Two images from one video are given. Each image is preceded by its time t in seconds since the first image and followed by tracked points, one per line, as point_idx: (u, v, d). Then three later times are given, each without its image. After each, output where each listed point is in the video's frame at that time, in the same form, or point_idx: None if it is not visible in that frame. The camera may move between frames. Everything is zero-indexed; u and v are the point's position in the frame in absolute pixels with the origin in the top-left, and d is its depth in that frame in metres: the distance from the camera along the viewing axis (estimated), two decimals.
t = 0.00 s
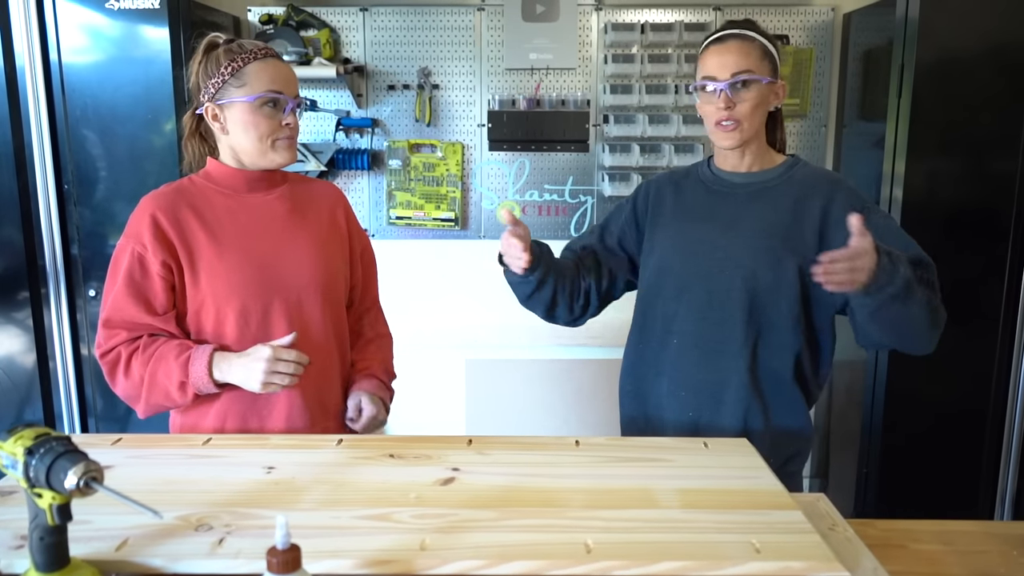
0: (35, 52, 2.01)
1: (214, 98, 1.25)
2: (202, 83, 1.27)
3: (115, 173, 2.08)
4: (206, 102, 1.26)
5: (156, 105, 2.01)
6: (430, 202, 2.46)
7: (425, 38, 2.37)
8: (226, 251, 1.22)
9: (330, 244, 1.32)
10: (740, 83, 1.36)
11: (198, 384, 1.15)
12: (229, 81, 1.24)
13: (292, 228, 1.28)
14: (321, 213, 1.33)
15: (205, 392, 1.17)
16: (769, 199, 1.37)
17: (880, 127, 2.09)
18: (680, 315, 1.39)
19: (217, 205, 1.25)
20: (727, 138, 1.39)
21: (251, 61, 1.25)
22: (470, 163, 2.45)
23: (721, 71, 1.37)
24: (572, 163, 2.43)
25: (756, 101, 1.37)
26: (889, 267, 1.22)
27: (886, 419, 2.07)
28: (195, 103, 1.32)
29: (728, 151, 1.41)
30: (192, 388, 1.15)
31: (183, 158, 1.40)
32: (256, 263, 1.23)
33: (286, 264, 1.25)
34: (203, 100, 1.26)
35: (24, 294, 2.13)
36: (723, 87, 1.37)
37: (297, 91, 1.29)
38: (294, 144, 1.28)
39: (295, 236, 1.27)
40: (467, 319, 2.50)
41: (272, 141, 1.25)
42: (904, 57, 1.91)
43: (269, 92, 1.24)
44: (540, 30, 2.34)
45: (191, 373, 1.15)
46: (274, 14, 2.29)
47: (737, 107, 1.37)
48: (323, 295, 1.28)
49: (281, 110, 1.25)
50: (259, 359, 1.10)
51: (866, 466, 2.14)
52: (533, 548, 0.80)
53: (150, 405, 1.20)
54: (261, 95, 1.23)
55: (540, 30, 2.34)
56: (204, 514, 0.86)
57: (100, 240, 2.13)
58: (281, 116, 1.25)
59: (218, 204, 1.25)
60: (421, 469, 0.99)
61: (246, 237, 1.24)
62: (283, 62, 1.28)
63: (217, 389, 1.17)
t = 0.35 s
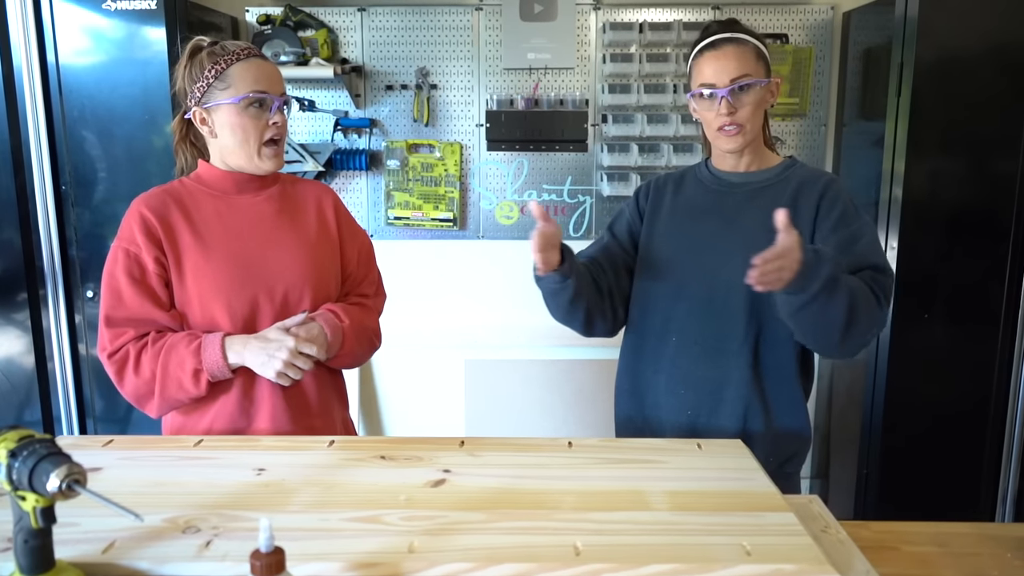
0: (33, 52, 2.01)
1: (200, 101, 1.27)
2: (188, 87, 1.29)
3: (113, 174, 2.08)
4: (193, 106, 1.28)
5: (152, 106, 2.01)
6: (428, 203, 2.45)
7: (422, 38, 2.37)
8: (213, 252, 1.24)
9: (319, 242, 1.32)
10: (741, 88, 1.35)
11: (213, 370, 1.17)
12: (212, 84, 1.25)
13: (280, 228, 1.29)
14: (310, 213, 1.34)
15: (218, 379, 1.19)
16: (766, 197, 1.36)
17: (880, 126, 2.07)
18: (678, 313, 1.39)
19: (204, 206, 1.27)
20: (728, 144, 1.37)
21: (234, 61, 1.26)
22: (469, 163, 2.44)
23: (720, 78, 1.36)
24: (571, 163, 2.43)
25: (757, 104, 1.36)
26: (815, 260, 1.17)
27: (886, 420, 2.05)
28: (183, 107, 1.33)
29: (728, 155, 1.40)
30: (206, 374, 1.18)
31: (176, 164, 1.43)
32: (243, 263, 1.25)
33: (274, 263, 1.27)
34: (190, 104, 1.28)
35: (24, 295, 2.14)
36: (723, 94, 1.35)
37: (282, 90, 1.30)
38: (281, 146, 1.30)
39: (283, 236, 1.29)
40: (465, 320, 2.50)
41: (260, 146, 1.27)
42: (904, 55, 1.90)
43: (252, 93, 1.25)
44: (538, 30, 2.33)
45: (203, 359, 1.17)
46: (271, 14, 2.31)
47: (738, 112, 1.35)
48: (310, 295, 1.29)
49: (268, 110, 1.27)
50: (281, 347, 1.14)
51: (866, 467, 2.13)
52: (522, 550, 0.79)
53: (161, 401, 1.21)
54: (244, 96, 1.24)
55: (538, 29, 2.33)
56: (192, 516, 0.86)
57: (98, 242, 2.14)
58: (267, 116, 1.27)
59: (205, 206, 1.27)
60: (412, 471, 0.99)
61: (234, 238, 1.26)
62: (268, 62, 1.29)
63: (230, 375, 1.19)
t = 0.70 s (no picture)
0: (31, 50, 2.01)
1: (196, 100, 1.29)
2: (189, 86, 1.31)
3: (112, 172, 2.08)
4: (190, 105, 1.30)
5: (150, 105, 2.01)
6: (427, 202, 2.44)
7: (421, 36, 2.36)
8: (206, 254, 1.25)
9: (316, 244, 1.32)
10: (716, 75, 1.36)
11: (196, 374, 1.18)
12: (205, 85, 1.26)
13: (276, 230, 1.29)
14: (308, 214, 1.33)
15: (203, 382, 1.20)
16: (763, 201, 1.35)
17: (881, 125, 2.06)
18: (673, 318, 1.38)
19: (201, 206, 1.28)
20: (711, 133, 1.38)
21: (224, 63, 1.25)
22: (468, 162, 2.44)
23: (693, 69, 1.38)
24: (570, 162, 2.42)
25: (735, 90, 1.36)
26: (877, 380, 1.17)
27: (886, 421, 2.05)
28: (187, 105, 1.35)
29: (717, 147, 1.40)
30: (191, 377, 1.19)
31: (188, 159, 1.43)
32: (236, 266, 1.25)
33: (266, 265, 1.27)
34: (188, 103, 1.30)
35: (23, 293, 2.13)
36: (697, 82, 1.37)
37: (275, 91, 1.27)
38: (272, 147, 1.28)
39: (279, 238, 1.28)
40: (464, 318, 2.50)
41: (244, 146, 1.26)
42: (904, 53, 1.89)
43: (239, 96, 1.24)
44: (538, 28, 2.33)
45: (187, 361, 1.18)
46: (270, 13, 2.30)
47: (717, 99, 1.36)
48: (304, 298, 1.29)
49: (253, 113, 1.25)
50: (258, 350, 1.16)
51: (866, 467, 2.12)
52: (513, 552, 0.79)
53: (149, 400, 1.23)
54: (230, 99, 1.23)
55: (537, 28, 2.33)
56: (183, 516, 0.85)
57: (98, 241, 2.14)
58: (251, 119, 1.25)
59: (201, 206, 1.28)
60: (405, 471, 0.98)
61: (228, 239, 1.26)
62: (262, 63, 1.27)
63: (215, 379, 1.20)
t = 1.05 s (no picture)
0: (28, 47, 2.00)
1: (196, 98, 1.29)
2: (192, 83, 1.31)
3: (111, 171, 2.07)
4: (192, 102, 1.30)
5: (148, 103, 2.00)
6: (426, 200, 2.44)
7: (420, 35, 2.36)
8: (199, 254, 1.26)
9: (312, 245, 1.32)
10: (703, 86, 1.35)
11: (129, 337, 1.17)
12: (205, 83, 1.26)
13: (274, 231, 1.29)
14: (307, 214, 1.33)
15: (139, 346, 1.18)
16: (758, 201, 1.35)
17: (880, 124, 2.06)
18: (668, 318, 1.38)
19: (200, 206, 1.29)
20: (705, 140, 1.38)
21: (222, 61, 1.24)
22: (467, 160, 2.44)
23: (680, 79, 1.37)
24: (569, 161, 2.42)
25: (724, 97, 1.35)
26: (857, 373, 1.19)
27: (884, 421, 2.04)
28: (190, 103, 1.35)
29: (713, 152, 1.40)
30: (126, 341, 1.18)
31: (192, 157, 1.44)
32: (229, 266, 1.26)
33: (261, 265, 1.27)
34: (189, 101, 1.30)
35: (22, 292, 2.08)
36: (687, 94, 1.36)
37: (272, 91, 1.26)
38: (269, 148, 1.27)
39: (276, 239, 1.29)
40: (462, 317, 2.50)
41: (241, 146, 1.25)
42: (903, 52, 1.89)
43: (236, 95, 1.23)
44: (537, 27, 2.32)
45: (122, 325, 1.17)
46: (268, 11, 2.29)
47: (707, 108, 1.36)
48: (299, 299, 1.28)
49: (250, 113, 1.24)
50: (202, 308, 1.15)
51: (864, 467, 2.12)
52: (508, 552, 0.78)
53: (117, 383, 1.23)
54: (228, 98, 1.23)
55: (536, 26, 2.32)
56: (177, 515, 0.85)
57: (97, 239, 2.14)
58: (249, 119, 1.24)
59: (199, 205, 1.29)
60: (401, 470, 0.98)
61: (223, 238, 1.27)
62: (260, 62, 1.26)
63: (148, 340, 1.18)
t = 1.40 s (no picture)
0: (31, 46, 2.01)
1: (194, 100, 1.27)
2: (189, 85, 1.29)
3: (113, 169, 2.07)
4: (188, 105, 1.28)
5: (149, 101, 2.00)
6: (427, 199, 2.43)
7: (421, 33, 2.36)
8: (199, 256, 1.26)
9: (313, 248, 1.32)
10: (716, 93, 1.31)
11: (126, 345, 1.18)
12: (200, 89, 1.24)
13: (275, 234, 1.29)
14: (308, 217, 1.33)
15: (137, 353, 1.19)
16: (753, 202, 1.35)
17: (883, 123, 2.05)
18: (665, 321, 1.38)
19: (201, 207, 1.29)
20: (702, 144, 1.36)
21: (216, 69, 1.22)
22: (469, 159, 2.43)
23: (694, 80, 1.33)
24: (570, 159, 2.42)
25: (732, 107, 1.33)
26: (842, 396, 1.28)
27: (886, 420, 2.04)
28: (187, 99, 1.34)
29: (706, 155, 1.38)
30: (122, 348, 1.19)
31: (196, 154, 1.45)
32: (230, 269, 1.26)
33: (262, 268, 1.28)
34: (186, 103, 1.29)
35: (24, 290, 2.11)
36: (697, 97, 1.32)
37: (267, 99, 1.23)
38: (265, 156, 1.25)
39: (276, 242, 1.29)
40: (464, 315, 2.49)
41: (235, 155, 1.24)
42: (906, 51, 1.88)
43: (228, 105, 1.20)
44: (539, 25, 2.32)
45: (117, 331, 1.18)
46: (270, 9, 2.29)
47: (714, 116, 1.33)
48: (299, 302, 1.29)
49: (243, 122, 1.22)
50: (170, 314, 1.12)
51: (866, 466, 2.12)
52: (507, 552, 0.78)
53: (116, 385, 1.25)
54: (219, 108, 1.21)
55: (538, 25, 2.32)
56: (177, 514, 0.85)
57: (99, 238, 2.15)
58: (242, 129, 1.22)
59: (200, 206, 1.29)
60: (400, 470, 0.98)
61: (223, 241, 1.27)
62: (255, 69, 1.23)
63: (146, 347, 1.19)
